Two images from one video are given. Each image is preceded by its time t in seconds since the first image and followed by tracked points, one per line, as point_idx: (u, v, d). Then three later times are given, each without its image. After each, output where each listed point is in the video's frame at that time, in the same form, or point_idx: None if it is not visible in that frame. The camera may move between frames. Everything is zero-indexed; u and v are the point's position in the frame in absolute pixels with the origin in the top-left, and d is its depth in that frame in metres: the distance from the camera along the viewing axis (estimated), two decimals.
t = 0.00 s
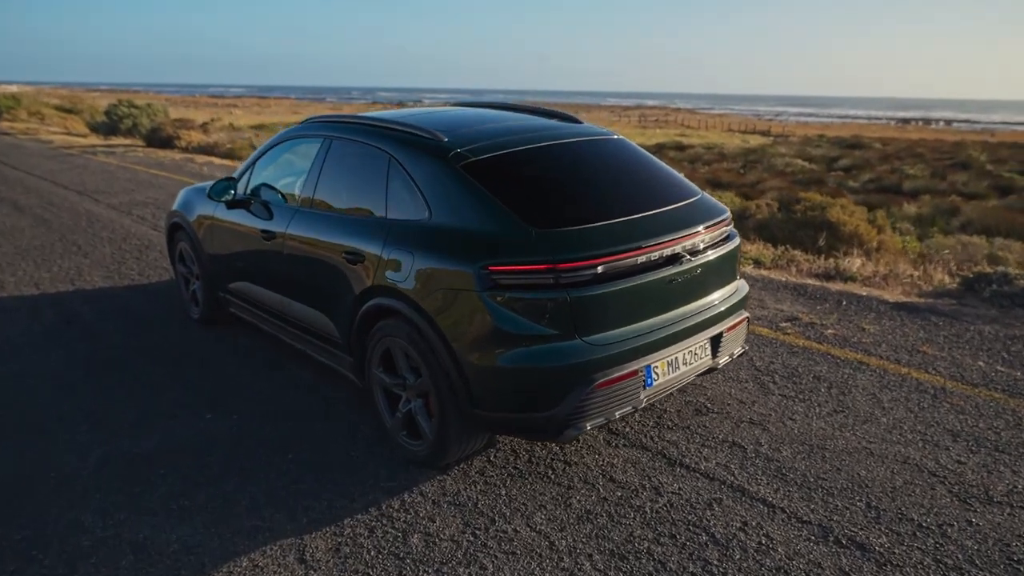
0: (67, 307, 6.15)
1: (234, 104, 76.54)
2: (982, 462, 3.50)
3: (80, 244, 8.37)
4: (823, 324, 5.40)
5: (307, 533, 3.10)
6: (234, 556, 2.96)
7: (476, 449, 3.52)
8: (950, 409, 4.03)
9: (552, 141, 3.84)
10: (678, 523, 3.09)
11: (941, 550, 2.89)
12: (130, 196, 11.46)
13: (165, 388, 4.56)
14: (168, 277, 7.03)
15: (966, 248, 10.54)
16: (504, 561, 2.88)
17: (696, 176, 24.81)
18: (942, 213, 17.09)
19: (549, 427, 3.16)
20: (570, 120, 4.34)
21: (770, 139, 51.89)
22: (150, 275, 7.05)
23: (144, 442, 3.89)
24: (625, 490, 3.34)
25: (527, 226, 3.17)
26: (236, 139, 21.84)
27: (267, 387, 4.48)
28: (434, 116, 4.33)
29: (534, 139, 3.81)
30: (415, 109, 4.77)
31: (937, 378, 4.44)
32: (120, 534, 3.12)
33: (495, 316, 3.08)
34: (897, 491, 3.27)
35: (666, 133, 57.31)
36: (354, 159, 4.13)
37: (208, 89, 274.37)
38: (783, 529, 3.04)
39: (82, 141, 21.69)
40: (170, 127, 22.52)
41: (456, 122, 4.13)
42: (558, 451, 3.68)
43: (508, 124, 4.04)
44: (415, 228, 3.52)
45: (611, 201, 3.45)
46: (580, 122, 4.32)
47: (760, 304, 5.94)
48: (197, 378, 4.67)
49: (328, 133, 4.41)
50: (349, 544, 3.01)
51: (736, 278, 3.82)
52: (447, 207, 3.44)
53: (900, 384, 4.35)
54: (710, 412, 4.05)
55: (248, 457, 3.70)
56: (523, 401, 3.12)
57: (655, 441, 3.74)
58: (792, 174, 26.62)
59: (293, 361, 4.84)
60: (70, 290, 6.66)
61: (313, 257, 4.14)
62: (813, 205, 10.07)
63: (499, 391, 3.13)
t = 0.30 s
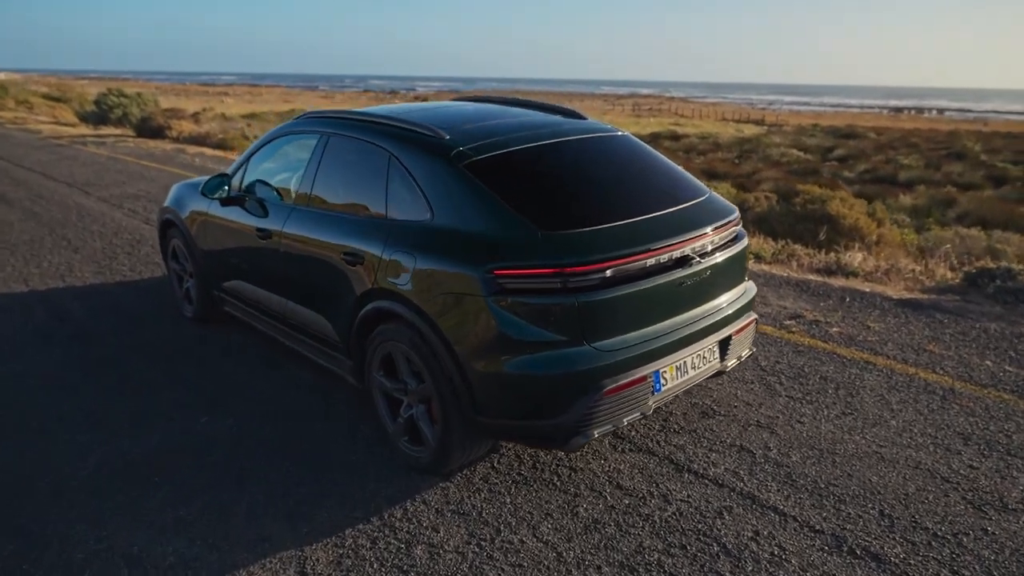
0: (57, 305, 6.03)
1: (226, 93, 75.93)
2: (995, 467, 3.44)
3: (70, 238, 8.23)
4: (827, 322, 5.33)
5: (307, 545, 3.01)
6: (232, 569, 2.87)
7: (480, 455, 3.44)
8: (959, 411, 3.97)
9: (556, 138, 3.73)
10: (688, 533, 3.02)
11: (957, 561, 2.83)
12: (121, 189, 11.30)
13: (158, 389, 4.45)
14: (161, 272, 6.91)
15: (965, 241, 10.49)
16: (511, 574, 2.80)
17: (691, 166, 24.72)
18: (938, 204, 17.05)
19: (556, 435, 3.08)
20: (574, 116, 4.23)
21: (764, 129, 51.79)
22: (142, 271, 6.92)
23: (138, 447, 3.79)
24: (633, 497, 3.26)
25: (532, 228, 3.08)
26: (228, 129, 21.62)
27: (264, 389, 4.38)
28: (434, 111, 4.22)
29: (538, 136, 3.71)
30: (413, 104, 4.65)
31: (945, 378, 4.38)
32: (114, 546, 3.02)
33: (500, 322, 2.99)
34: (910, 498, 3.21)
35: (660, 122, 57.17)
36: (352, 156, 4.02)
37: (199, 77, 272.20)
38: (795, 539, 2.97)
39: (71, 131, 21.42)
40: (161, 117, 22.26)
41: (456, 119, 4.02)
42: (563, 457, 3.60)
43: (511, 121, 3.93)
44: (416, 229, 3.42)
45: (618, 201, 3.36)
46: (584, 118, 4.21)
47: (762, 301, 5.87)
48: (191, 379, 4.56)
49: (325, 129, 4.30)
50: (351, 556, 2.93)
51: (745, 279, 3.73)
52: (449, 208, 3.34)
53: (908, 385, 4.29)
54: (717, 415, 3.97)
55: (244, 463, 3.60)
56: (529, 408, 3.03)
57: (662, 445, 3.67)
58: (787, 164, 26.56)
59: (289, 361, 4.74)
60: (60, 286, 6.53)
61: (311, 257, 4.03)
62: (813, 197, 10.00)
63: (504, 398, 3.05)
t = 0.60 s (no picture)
0: (45, 301, 5.91)
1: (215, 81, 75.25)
2: (1004, 469, 3.39)
3: (58, 232, 8.08)
4: (828, 318, 5.27)
5: (305, 554, 2.93)
6: None
7: (481, 459, 3.37)
8: (965, 411, 3.92)
9: (557, 134, 3.64)
10: (695, 540, 2.96)
11: (970, 568, 2.78)
12: (109, 180, 11.13)
13: (150, 389, 4.35)
14: (151, 267, 6.79)
15: (960, 233, 10.46)
16: None
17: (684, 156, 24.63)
18: (931, 195, 17.04)
19: (560, 441, 3.00)
20: (574, 111, 4.14)
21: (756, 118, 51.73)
22: (131, 266, 6.80)
23: (130, 450, 3.69)
24: (638, 503, 3.20)
25: (535, 229, 2.99)
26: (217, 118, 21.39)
27: (258, 389, 4.29)
28: (432, 106, 4.12)
29: (540, 132, 3.61)
30: (410, 98, 4.54)
31: (950, 376, 4.33)
32: (106, 556, 2.94)
33: (502, 326, 2.90)
34: (919, 502, 3.16)
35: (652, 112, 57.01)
36: (347, 152, 3.92)
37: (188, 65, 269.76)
38: (804, 545, 2.91)
39: (58, 121, 21.13)
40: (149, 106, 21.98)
41: (455, 113, 3.92)
42: (565, 460, 3.54)
43: (511, 116, 3.83)
44: (415, 229, 3.33)
45: (622, 199, 3.27)
46: (585, 113, 4.12)
47: (763, 296, 5.81)
48: (184, 379, 4.46)
49: (319, 124, 4.19)
50: (351, 567, 2.85)
51: (750, 278, 3.65)
52: (449, 207, 3.25)
53: (912, 384, 4.24)
54: (720, 416, 3.91)
55: (240, 468, 3.52)
56: (533, 413, 2.96)
57: (665, 448, 3.61)
58: (780, 153, 26.52)
59: (284, 361, 4.65)
60: (47, 282, 6.40)
61: (306, 256, 3.93)
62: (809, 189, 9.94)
63: (506, 404, 2.97)
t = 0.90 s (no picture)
0: (30, 296, 5.77)
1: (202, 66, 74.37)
2: (1013, 469, 3.33)
3: (43, 224, 7.92)
4: (829, 311, 5.21)
5: (301, 565, 2.85)
6: None
7: (481, 463, 3.28)
8: (971, 408, 3.86)
9: (558, 126, 3.52)
10: (702, 546, 2.89)
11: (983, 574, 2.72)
12: (96, 169, 10.92)
13: (139, 389, 4.25)
14: (139, 260, 6.65)
15: (956, 221, 10.41)
16: None
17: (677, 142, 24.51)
18: (925, 181, 17.01)
19: (563, 446, 2.92)
20: (575, 102, 4.02)
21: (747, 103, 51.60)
22: (119, 259, 6.66)
23: (118, 455, 3.59)
24: (643, 507, 3.12)
25: (538, 227, 2.89)
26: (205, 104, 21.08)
27: (249, 389, 4.19)
28: (427, 97, 3.99)
29: (540, 125, 3.50)
30: (404, 88, 4.41)
31: (954, 371, 4.27)
32: (95, 568, 2.85)
33: (504, 328, 2.81)
34: (929, 504, 3.10)
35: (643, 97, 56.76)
36: (340, 146, 3.79)
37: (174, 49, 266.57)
38: (814, 552, 2.85)
39: (42, 108, 20.77)
40: (135, 92, 21.64)
41: (452, 105, 3.80)
42: (567, 462, 3.46)
43: (510, 108, 3.71)
44: (412, 226, 3.22)
45: (626, 196, 3.17)
46: (585, 104, 4.00)
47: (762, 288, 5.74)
48: (174, 379, 4.36)
49: (311, 116, 4.06)
50: None
51: (755, 275, 3.56)
52: (447, 204, 3.14)
53: (917, 380, 4.17)
54: (724, 414, 3.84)
55: (232, 473, 3.43)
56: (536, 417, 2.87)
57: (669, 449, 3.53)
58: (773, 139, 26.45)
59: (276, 359, 4.54)
60: (33, 276, 6.26)
61: (298, 253, 3.82)
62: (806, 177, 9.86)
63: (508, 408, 2.88)
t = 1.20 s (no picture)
0: (15, 290, 5.64)
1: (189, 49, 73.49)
2: (1021, 467, 3.28)
3: (28, 213, 7.76)
4: (830, 303, 5.15)
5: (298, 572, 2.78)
6: None
7: (481, 464, 3.21)
8: (977, 403, 3.81)
9: (559, 118, 3.42)
10: (709, 549, 2.84)
11: None
12: (82, 157, 10.73)
13: (129, 386, 4.15)
14: (127, 251, 6.51)
15: (952, 207, 10.36)
16: None
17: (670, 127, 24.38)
18: (918, 167, 16.97)
19: (566, 449, 2.84)
20: (574, 91, 3.92)
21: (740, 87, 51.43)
22: (106, 250, 6.52)
23: (108, 456, 3.50)
24: (647, 509, 3.06)
25: (541, 224, 2.80)
26: (194, 90, 20.79)
27: (242, 386, 4.09)
28: (423, 87, 3.88)
29: (540, 116, 3.40)
30: (399, 77, 4.29)
31: (958, 365, 4.22)
32: None
33: (506, 328, 2.72)
34: (938, 505, 3.05)
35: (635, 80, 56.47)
36: (334, 137, 3.68)
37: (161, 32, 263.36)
38: (822, 555, 2.80)
39: (27, 94, 20.43)
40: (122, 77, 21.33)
41: (449, 95, 3.69)
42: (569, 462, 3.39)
43: (509, 98, 3.61)
44: (409, 222, 3.12)
45: (630, 190, 3.08)
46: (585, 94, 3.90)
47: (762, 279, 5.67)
48: (165, 375, 4.26)
49: (303, 107, 3.94)
50: None
51: (760, 271, 3.49)
52: (446, 200, 3.05)
53: (920, 374, 4.12)
54: (726, 411, 3.78)
55: (225, 474, 3.34)
56: (539, 420, 2.79)
57: (672, 447, 3.47)
58: (766, 124, 26.35)
59: (269, 355, 4.45)
60: (18, 268, 6.12)
61: (292, 248, 3.72)
62: (802, 164, 9.79)
63: (510, 410, 2.80)
